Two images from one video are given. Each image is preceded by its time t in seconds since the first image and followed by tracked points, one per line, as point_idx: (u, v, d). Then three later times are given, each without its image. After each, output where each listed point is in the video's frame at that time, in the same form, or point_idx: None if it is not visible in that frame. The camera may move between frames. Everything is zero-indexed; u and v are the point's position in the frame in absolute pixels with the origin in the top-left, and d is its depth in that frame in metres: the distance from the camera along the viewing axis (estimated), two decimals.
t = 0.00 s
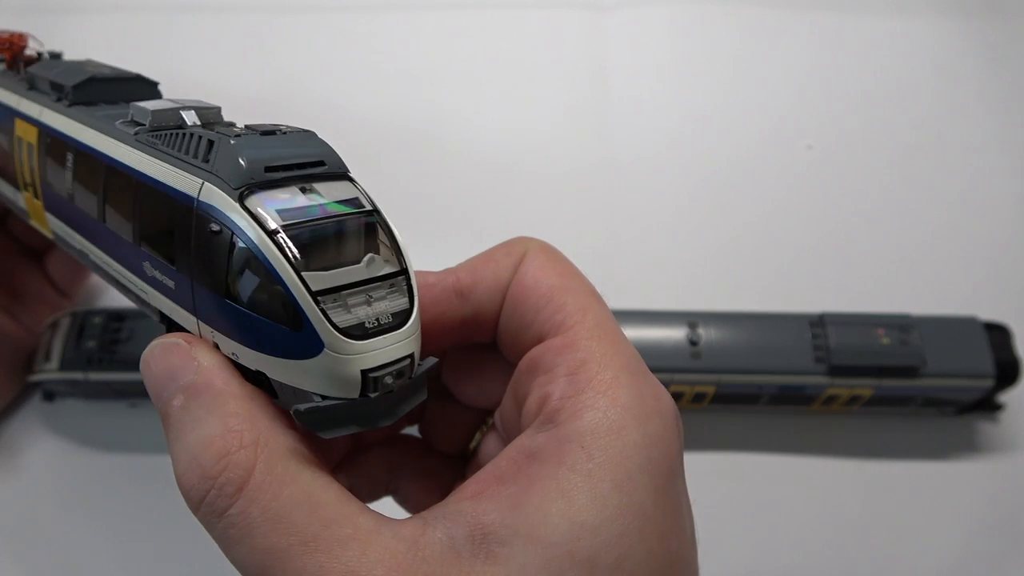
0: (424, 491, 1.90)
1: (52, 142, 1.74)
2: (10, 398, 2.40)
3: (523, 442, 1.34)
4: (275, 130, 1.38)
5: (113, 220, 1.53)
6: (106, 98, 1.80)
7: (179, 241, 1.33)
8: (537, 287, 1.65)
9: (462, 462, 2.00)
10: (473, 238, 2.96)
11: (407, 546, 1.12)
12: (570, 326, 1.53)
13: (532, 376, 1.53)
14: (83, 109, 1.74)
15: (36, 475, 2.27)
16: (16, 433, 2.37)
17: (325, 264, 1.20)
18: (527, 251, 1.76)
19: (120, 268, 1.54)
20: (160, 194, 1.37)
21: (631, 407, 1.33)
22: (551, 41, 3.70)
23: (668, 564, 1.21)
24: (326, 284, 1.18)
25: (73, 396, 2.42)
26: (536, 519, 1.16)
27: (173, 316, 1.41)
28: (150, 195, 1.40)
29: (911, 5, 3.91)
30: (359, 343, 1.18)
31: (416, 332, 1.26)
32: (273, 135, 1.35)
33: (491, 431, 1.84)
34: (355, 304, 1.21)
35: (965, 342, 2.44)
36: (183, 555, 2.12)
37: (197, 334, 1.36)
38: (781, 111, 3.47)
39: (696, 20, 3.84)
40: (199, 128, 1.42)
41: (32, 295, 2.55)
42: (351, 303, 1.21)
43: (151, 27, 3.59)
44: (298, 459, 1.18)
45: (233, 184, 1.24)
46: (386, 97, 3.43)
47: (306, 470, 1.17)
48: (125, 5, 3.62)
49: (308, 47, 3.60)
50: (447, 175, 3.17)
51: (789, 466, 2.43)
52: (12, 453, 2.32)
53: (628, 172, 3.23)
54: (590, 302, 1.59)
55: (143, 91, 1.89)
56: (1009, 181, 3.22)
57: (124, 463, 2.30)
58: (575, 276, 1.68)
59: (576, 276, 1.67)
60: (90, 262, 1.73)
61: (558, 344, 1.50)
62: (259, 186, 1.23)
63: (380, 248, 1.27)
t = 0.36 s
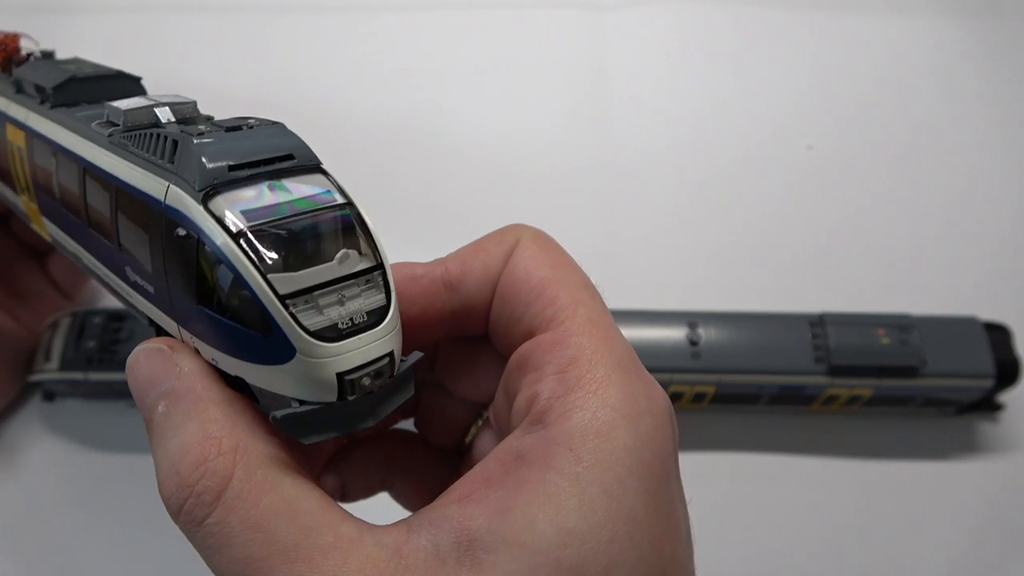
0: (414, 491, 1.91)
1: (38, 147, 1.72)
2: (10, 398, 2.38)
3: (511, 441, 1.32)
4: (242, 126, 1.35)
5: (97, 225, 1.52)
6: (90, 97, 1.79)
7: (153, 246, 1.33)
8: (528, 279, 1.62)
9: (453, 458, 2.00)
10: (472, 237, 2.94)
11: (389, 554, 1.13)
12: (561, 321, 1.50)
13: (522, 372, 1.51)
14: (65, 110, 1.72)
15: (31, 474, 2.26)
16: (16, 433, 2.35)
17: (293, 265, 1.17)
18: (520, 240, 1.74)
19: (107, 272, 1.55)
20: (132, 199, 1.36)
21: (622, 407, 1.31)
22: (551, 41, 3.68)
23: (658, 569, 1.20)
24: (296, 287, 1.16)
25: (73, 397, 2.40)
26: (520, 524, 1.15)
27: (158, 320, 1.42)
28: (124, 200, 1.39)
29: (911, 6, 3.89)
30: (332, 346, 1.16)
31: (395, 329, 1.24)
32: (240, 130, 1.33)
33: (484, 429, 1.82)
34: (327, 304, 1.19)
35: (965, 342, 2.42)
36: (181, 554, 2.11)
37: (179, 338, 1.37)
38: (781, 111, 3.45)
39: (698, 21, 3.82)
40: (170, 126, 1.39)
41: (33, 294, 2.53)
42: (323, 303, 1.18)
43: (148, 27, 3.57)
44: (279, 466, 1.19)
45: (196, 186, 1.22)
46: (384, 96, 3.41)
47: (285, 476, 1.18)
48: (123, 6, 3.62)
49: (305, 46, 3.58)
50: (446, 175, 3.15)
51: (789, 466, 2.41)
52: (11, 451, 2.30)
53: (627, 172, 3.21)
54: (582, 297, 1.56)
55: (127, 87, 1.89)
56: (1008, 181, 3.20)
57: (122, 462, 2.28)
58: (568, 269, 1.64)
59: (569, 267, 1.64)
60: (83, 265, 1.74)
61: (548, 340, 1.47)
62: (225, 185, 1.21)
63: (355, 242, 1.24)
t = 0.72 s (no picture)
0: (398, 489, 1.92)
1: (16, 157, 1.68)
2: (10, 396, 2.38)
3: (507, 448, 1.30)
4: (204, 122, 1.32)
5: (82, 234, 1.50)
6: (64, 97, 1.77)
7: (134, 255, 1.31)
8: (528, 279, 1.60)
9: (441, 459, 1.98)
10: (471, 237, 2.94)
11: (381, 565, 1.13)
12: (561, 324, 1.48)
13: (519, 376, 1.49)
14: (38, 113, 1.68)
15: (31, 473, 2.26)
16: (16, 434, 2.34)
17: (270, 265, 1.15)
18: (522, 233, 1.72)
19: (99, 279, 1.53)
20: (107, 207, 1.33)
21: (621, 417, 1.29)
22: (551, 42, 3.66)
23: None
24: (273, 288, 1.15)
25: (73, 397, 2.39)
26: (511, 539, 1.14)
27: (149, 326, 1.42)
28: (101, 209, 1.36)
29: (911, 6, 3.88)
30: (315, 345, 1.15)
31: (380, 319, 1.23)
32: (202, 129, 1.30)
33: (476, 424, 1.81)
34: (307, 302, 1.17)
35: (965, 342, 2.41)
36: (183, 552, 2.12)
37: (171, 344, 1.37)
38: (781, 111, 3.44)
39: (698, 21, 3.80)
40: (138, 127, 1.35)
41: (29, 293, 2.50)
42: (304, 302, 1.17)
43: (147, 27, 3.56)
44: (270, 473, 1.20)
45: (163, 193, 1.18)
46: (382, 97, 3.40)
47: (277, 484, 1.18)
48: (122, 7, 3.61)
49: (303, 45, 3.56)
50: (445, 176, 3.14)
51: (788, 466, 2.40)
52: (12, 451, 2.30)
53: (628, 172, 3.20)
54: (583, 299, 1.53)
55: (100, 82, 1.86)
56: (1007, 181, 3.19)
57: (119, 462, 2.28)
58: (570, 269, 1.62)
59: (571, 268, 1.61)
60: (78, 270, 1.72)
61: (547, 344, 1.45)
62: (191, 190, 1.18)
63: (332, 233, 1.22)
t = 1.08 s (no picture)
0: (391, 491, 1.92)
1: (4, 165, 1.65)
2: (10, 392, 2.37)
3: (507, 454, 1.29)
4: (192, 126, 1.30)
5: (77, 240, 1.49)
6: (46, 98, 1.73)
7: (131, 263, 1.31)
8: (530, 280, 1.59)
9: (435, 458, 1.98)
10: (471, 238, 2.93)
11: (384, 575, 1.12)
12: (562, 326, 1.47)
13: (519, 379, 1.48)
14: (20, 117, 1.63)
15: (31, 473, 2.26)
16: (17, 434, 2.33)
17: (268, 269, 1.15)
18: (526, 233, 1.70)
19: (98, 283, 1.53)
20: (99, 215, 1.31)
21: (621, 421, 1.28)
22: (549, 42, 3.64)
23: None
24: (274, 293, 1.15)
25: (73, 397, 2.37)
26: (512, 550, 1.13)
27: (153, 330, 1.42)
28: (93, 216, 1.34)
29: (911, 5, 3.86)
30: (319, 347, 1.15)
31: (383, 315, 1.23)
32: (188, 133, 1.28)
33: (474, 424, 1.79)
34: (309, 304, 1.17)
35: (965, 342, 2.40)
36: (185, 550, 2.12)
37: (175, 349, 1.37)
38: (781, 111, 3.43)
39: (698, 21, 3.78)
40: (124, 129, 1.35)
41: (28, 291, 2.49)
42: (305, 304, 1.17)
43: (145, 27, 3.54)
44: (274, 481, 1.20)
45: (156, 202, 1.17)
46: (380, 97, 3.38)
47: (279, 492, 1.19)
48: (119, 7, 3.59)
49: (301, 45, 3.55)
50: (443, 176, 3.13)
51: (788, 466, 2.39)
52: (11, 451, 2.30)
53: (628, 172, 3.19)
54: (583, 300, 1.52)
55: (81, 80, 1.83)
56: (1006, 181, 3.19)
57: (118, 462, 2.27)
58: (572, 270, 1.61)
59: (575, 269, 1.60)
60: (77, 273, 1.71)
61: (547, 347, 1.44)
62: (184, 198, 1.17)
63: (329, 233, 1.22)
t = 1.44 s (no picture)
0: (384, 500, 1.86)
1: None
2: (10, 393, 2.35)
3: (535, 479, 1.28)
4: (171, 119, 1.28)
5: (63, 237, 1.48)
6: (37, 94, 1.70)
7: (113, 260, 1.30)
8: (523, 285, 1.60)
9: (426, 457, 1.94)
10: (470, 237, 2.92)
11: None
12: (558, 336, 1.48)
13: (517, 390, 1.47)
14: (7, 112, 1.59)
15: (25, 475, 2.23)
16: (13, 434, 2.32)
17: (249, 265, 1.15)
18: (519, 236, 1.72)
19: (85, 281, 1.52)
20: (81, 211, 1.30)
21: (633, 432, 1.35)
22: (549, 42, 3.63)
23: None
24: (254, 289, 1.14)
25: (74, 397, 2.35)
26: None
27: (139, 328, 1.42)
28: (77, 212, 1.33)
29: (912, 5, 3.84)
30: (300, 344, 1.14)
31: (365, 311, 1.23)
32: (169, 127, 1.26)
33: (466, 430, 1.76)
34: (289, 301, 1.17)
35: (965, 342, 2.38)
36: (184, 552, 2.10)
37: (161, 347, 1.37)
38: (781, 110, 3.41)
39: (699, 21, 3.77)
40: (109, 124, 1.34)
41: (25, 290, 2.48)
42: (285, 301, 1.16)
43: (142, 26, 3.53)
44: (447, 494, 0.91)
45: (134, 197, 1.15)
46: (378, 97, 3.37)
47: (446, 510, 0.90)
48: (118, 6, 3.58)
49: (299, 45, 3.53)
50: (440, 175, 3.12)
51: (788, 467, 2.38)
52: (6, 452, 2.28)
53: (628, 172, 3.17)
54: (580, 308, 1.55)
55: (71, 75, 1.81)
56: (1006, 180, 3.17)
57: (113, 462, 2.25)
58: (564, 274, 1.63)
59: (567, 275, 1.62)
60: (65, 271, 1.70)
61: (546, 357, 1.45)
62: (162, 192, 1.15)
63: (311, 228, 1.22)
